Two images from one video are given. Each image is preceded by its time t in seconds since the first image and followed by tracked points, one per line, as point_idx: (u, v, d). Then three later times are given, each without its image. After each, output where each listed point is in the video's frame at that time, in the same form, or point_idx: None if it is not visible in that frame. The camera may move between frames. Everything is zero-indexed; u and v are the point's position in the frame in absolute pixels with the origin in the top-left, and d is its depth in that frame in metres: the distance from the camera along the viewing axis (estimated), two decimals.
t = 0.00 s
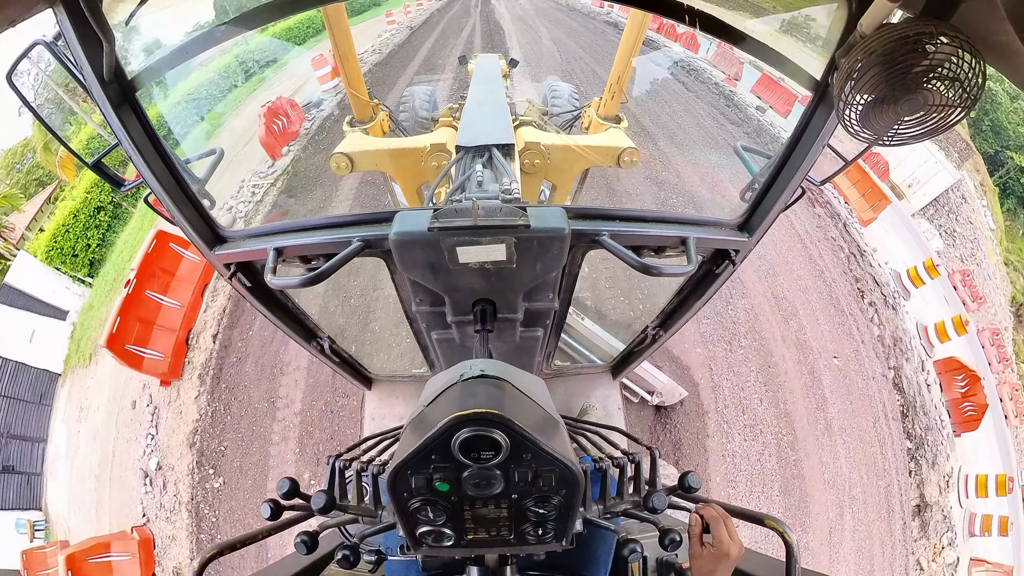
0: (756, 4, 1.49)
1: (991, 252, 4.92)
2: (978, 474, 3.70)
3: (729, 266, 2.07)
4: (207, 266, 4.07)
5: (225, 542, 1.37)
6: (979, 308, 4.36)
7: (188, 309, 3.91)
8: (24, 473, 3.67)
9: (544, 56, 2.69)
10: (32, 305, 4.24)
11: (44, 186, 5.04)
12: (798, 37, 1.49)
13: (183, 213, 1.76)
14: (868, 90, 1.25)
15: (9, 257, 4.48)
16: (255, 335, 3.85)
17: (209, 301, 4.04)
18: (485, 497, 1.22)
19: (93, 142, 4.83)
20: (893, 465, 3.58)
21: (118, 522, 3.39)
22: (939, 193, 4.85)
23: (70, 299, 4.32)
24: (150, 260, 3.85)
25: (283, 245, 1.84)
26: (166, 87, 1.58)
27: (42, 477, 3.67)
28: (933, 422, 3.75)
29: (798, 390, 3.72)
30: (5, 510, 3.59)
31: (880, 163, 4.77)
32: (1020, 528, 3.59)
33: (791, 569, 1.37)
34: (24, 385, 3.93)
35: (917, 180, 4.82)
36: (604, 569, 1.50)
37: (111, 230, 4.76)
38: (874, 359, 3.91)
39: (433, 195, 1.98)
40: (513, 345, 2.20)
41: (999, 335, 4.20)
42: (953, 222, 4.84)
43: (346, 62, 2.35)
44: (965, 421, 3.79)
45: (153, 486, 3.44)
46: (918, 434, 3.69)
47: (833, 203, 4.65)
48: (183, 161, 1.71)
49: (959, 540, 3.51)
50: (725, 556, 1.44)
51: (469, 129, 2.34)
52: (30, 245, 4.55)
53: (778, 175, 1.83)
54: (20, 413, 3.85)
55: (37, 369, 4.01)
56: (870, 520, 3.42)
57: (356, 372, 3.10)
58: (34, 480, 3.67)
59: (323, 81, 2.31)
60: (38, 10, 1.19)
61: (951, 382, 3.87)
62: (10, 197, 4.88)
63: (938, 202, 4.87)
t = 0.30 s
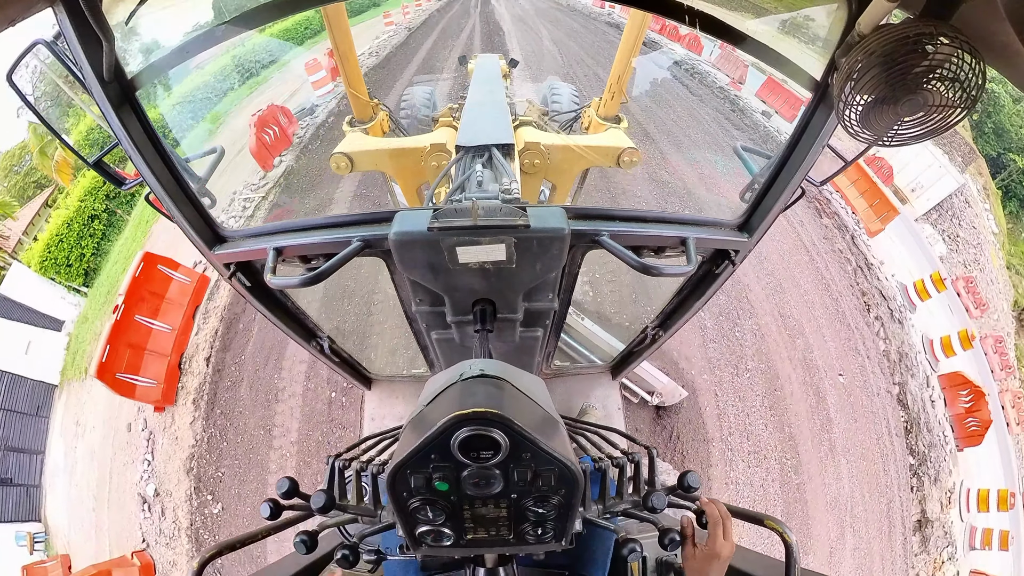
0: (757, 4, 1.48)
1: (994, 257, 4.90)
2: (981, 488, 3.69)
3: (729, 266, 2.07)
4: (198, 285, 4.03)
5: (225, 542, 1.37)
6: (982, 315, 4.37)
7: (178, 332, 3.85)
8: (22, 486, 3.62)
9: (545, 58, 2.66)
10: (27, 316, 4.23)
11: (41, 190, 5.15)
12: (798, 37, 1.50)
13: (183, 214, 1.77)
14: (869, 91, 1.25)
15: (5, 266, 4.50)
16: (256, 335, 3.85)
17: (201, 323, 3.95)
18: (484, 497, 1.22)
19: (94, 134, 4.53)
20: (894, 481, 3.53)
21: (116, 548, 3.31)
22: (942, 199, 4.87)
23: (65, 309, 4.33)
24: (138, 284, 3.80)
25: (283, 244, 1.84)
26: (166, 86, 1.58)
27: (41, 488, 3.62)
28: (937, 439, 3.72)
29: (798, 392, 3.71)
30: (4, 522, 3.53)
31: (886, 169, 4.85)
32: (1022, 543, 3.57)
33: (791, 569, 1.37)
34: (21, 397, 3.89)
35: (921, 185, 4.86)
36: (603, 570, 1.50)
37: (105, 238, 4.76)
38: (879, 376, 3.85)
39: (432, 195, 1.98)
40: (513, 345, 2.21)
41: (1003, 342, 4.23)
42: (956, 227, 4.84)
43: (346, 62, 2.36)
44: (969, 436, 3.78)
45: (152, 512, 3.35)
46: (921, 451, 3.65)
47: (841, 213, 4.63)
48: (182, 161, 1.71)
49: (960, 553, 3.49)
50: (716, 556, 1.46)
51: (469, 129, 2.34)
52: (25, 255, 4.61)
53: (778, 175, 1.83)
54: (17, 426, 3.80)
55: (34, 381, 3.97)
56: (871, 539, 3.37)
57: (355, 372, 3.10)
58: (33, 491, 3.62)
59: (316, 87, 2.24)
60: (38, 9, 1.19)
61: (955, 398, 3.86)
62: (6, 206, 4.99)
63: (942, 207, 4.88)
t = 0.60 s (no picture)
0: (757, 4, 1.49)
1: (998, 262, 4.85)
2: (982, 503, 3.62)
3: (729, 266, 2.07)
4: (189, 306, 3.92)
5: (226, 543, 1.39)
6: (986, 322, 4.27)
7: (170, 358, 3.71)
8: (21, 499, 3.55)
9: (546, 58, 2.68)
10: (22, 328, 4.17)
11: (39, 193, 4.97)
12: (797, 37, 1.50)
13: (183, 215, 1.77)
14: (868, 90, 1.25)
15: None
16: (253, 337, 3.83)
17: (193, 347, 3.84)
18: (484, 496, 1.22)
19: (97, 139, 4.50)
20: (897, 500, 3.46)
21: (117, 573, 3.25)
22: (947, 203, 4.83)
23: (61, 320, 4.27)
24: (125, 311, 3.69)
25: (283, 245, 1.84)
26: (167, 86, 1.58)
27: (40, 501, 3.54)
28: (940, 456, 3.65)
29: (799, 396, 3.69)
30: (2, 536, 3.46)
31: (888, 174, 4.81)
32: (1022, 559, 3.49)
33: (791, 569, 1.37)
34: (16, 410, 3.81)
35: (925, 189, 4.81)
36: (605, 570, 1.50)
37: (100, 248, 4.63)
38: (884, 392, 3.78)
39: (432, 195, 1.99)
40: (513, 345, 2.20)
41: (1006, 350, 4.14)
42: (960, 232, 4.80)
43: (346, 62, 2.36)
44: (972, 451, 3.70)
45: (150, 541, 3.28)
46: (924, 467, 3.59)
47: (848, 225, 4.58)
48: (182, 161, 1.71)
49: (960, 567, 3.42)
50: (713, 555, 1.42)
51: (469, 129, 2.34)
52: (18, 266, 4.47)
53: (779, 173, 1.84)
54: (13, 438, 3.72)
55: (30, 394, 3.89)
56: (873, 559, 3.29)
57: (355, 372, 3.10)
58: (31, 504, 3.55)
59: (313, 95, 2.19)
60: (38, 10, 1.19)
61: (960, 414, 3.78)
62: None
63: (946, 212, 4.85)
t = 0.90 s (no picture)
0: (757, 4, 1.49)
1: (1001, 267, 4.82)
2: (983, 518, 3.56)
3: (729, 266, 2.07)
4: (180, 330, 3.80)
5: (226, 543, 1.39)
6: (990, 330, 4.28)
7: (162, 386, 3.58)
8: (21, 511, 3.54)
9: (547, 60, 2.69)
10: (17, 342, 4.15)
11: (37, 196, 4.97)
12: (796, 37, 1.50)
13: (183, 216, 1.77)
14: (868, 90, 1.25)
15: None
16: (249, 337, 3.81)
17: (186, 372, 3.70)
18: (485, 496, 1.22)
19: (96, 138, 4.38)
20: (899, 514, 3.43)
21: None
22: (950, 209, 4.82)
23: (55, 330, 4.24)
24: (116, 338, 3.58)
25: (282, 245, 1.84)
26: (168, 86, 1.58)
27: (39, 513, 3.52)
28: (943, 473, 3.59)
29: (800, 399, 3.67)
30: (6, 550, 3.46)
31: (892, 179, 4.75)
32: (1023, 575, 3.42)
33: (791, 569, 1.37)
34: (14, 423, 3.79)
35: (928, 194, 4.80)
36: (606, 570, 1.50)
37: (94, 258, 4.58)
38: (888, 409, 3.71)
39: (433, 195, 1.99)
40: (513, 345, 2.20)
41: (1010, 358, 4.12)
42: (964, 238, 4.78)
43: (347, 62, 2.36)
44: (974, 467, 3.66)
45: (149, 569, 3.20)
46: (926, 485, 3.53)
47: (857, 237, 4.49)
48: (181, 161, 1.70)
49: None
50: (715, 554, 1.43)
51: (469, 129, 2.34)
52: (11, 277, 4.43)
53: (779, 173, 1.82)
54: (12, 452, 3.71)
55: (26, 407, 3.87)
56: None
57: (355, 372, 3.09)
58: (31, 516, 3.53)
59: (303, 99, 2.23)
60: (38, 10, 1.19)
61: (963, 429, 3.74)
62: None
63: (950, 218, 4.83)
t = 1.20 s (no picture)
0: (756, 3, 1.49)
1: (1004, 273, 4.82)
2: (983, 531, 3.51)
3: (730, 266, 2.07)
4: (172, 354, 3.74)
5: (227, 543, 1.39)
6: (993, 337, 4.28)
7: (156, 414, 3.51)
8: (20, 523, 3.48)
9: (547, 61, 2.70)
10: (13, 355, 4.10)
11: (34, 199, 4.99)
12: (796, 37, 1.50)
13: (183, 216, 1.77)
14: (869, 89, 1.25)
15: None
16: (251, 341, 3.83)
17: (181, 399, 3.63)
18: (485, 497, 1.22)
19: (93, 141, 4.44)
20: (901, 534, 3.36)
21: None
22: (953, 215, 4.87)
23: (52, 341, 4.19)
24: (107, 367, 3.60)
25: (283, 246, 1.84)
26: (168, 85, 1.58)
27: (39, 525, 3.47)
28: (946, 489, 3.53)
29: (801, 402, 3.66)
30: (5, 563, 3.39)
31: (895, 185, 4.84)
32: None
33: (792, 569, 1.37)
34: (11, 435, 3.72)
35: (931, 199, 4.85)
36: (607, 570, 1.50)
37: (89, 267, 4.56)
38: (892, 427, 3.65)
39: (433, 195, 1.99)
40: (513, 345, 2.20)
41: (1013, 366, 4.12)
42: (968, 244, 4.81)
43: (346, 63, 2.37)
44: (977, 482, 3.61)
45: None
46: (928, 501, 3.48)
47: (864, 250, 4.45)
48: (182, 161, 1.71)
49: None
50: (727, 554, 1.43)
51: (469, 129, 2.34)
52: (6, 287, 4.42)
53: (779, 173, 1.82)
54: (9, 464, 3.64)
55: (23, 419, 3.80)
56: None
57: (356, 372, 3.09)
58: (31, 529, 3.47)
59: (297, 107, 2.09)
60: (38, 11, 1.19)
61: (966, 444, 3.69)
62: None
63: (953, 223, 4.84)
